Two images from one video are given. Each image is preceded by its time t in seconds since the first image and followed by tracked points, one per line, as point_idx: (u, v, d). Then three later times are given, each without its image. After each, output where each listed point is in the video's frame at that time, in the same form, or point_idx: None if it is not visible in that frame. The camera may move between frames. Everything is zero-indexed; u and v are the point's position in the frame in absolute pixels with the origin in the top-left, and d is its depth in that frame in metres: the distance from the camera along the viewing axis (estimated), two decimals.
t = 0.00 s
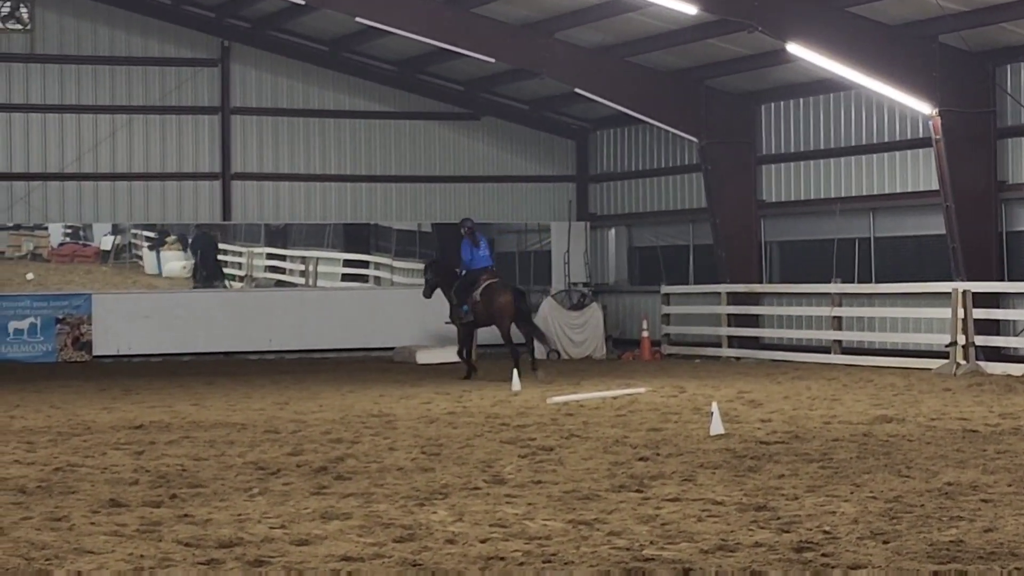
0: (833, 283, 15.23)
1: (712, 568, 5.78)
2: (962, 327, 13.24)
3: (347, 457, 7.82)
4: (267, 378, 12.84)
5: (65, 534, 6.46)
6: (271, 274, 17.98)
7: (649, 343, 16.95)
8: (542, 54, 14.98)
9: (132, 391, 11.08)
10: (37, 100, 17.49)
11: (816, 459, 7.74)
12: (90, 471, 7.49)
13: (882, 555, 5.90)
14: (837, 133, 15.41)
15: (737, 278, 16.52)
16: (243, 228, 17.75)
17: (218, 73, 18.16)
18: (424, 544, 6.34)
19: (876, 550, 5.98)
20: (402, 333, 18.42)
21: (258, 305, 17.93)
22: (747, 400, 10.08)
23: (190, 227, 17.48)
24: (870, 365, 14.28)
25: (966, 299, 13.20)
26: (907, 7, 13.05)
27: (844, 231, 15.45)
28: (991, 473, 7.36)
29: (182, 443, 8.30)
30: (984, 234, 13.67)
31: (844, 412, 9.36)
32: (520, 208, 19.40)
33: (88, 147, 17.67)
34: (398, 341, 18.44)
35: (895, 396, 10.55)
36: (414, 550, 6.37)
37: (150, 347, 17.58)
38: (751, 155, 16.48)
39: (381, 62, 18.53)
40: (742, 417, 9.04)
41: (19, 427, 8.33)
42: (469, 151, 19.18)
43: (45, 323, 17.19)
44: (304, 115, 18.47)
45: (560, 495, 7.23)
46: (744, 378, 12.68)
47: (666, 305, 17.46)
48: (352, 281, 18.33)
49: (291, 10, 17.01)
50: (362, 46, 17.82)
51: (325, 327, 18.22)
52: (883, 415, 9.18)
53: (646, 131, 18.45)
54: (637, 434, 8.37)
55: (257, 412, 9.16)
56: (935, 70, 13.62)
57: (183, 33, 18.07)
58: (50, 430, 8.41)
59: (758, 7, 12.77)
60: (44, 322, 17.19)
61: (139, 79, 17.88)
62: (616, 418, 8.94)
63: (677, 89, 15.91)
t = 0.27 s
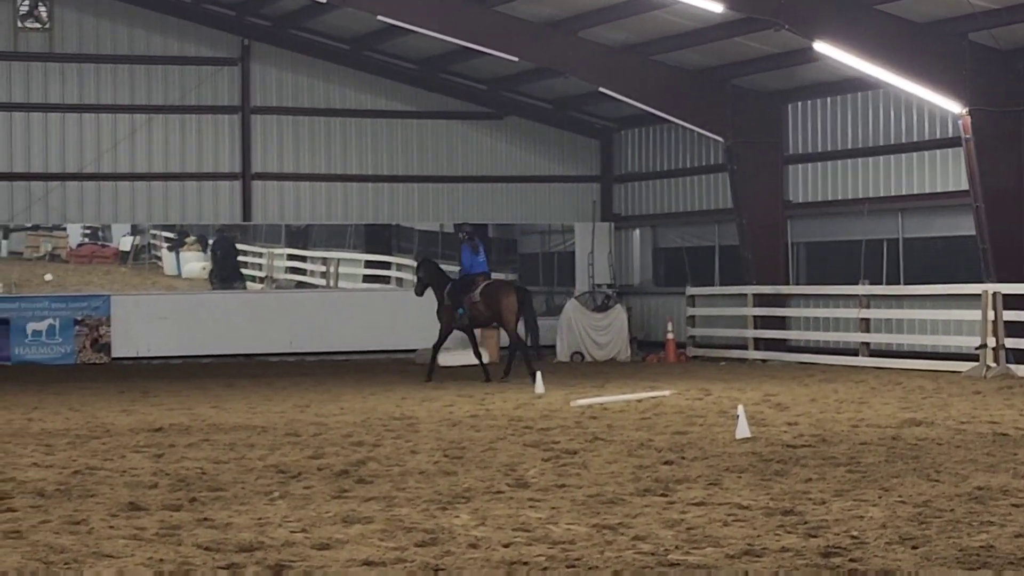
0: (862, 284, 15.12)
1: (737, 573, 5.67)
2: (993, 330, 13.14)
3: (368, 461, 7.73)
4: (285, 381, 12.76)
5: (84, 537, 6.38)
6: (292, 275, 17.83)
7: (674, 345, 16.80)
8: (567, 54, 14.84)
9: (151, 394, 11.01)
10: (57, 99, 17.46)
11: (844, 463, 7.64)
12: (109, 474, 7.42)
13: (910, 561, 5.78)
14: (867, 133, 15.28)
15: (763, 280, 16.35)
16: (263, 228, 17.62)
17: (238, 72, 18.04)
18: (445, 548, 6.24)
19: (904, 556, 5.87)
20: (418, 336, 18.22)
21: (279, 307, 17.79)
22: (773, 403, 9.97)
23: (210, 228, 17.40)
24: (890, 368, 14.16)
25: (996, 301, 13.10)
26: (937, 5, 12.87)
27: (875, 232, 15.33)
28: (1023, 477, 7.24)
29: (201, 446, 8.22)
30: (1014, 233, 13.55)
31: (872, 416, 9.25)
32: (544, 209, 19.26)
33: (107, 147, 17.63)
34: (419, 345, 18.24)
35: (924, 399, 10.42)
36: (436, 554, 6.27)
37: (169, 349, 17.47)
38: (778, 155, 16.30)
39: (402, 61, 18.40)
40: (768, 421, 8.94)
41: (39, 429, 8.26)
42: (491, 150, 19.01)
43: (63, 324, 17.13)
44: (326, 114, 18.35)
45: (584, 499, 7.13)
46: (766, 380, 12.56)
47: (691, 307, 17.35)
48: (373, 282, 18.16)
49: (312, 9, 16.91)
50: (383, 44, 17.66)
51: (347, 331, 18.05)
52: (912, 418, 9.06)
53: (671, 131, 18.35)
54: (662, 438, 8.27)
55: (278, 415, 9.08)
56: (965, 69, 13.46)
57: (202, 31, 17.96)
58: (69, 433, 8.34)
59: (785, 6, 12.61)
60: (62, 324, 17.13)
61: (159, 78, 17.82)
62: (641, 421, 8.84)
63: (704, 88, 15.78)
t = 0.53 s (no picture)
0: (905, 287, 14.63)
1: None
2: None
3: (393, 471, 7.45)
4: (303, 387, 12.47)
5: (97, 550, 6.11)
6: (313, 278, 17.30)
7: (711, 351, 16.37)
8: (595, 48, 14.44)
9: (168, 401, 10.73)
10: (70, 95, 16.99)
11: (888, 475, 7.33)
12: (124, 484, 7.14)
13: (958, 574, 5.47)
14: (916, 130, 14.69)
15: (803, 283, 15.84)
16: (284, 228, 17.07)
17: (258, 67, 17.52)
18: (472, 561, 5.95)
19: (951, 570, 5.55)
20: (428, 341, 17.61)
21: (297, 311, 17.23)
22: (813, 412, 9.65)
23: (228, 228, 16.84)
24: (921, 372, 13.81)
25: None
26: None
27: (918, 233, 14.78)
28: None
29: (220, 456, 7.95)
30: None
31: (916, 425, 8.93)
32: (574, 209, 18.69)
33: (122, 144, 17.16)
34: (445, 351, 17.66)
35: (969, 408, 10.08)
36: (463, 569, 5.98)
37: (187, 355, 16.94)
38: (819, 152, 15.76)
39: (425, 54, 17.82)
40: (808, 431, 8.64)
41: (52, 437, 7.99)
42: (520, 147, 18.47)
43: (76, 328, 16.61)
44: (349, 110, 17.83)
45: (617, 511, 6.83)
46: (797, 387, 12.23)
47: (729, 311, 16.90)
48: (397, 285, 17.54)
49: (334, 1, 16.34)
50: (408, 38, 17.09)
51: (372, 336, 17.48)
52: (959, 428, 8.76)
53: (708, 128, 17.75)
54: (698, 447, 7.98)
55: (299, 424, 8.80)
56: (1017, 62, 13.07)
57: (221, 25, 17.45)
58: (83, 442, 8.07)
59: None
60: (75, 328, 16.62)
61: (175, 73, 17.32)
62: (675, 430, 8.55)
63: (740, 83, 15.28)
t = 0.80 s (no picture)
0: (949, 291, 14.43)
1: None
2: None
3: (425, 479, 7.31)
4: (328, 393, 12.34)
5: (124, 559, 5.98)
6: (343, 282, 17.17)
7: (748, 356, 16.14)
8: (628, 47, 14.16)
9: (195, 407, 10.60)
10: (96, 95, 16.74)
11: (931, 484, 7.17)
12: (151, 492, 7.01)
13: None
14: (962, 130, 14.40)
15: (843, 287, 15.58)
16: (313, 232, 16.97)
17: (288, 66, 17.26)
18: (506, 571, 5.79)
19: None
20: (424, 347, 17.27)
21: (326, 316, 17.05)
22: (854, 420, 9.50)
23: (257, 231, 16.73)
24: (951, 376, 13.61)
25: None
26: None
27: (961, 237, 14.56)
28: None
29: (249, 463, 7.82)
30: None
31: (959, 433, 8.77)
32: (609, 212, 18.44)
33: (149, 145, 16.89)
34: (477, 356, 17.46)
35: (1012, 415, 9.89)
36: None
37: (216, 359, 16.76)
38: (860, 153, 15.47)
39: (455, 53, 17.56)
40: (848, 439, 8.49)
41: (79, 444, 7.87)
42: (554, 149, 18.23)
43: (102, 333, 16.43)
44: (380, 110, 17.58)
45: (654, 520, 6.68)
46: (828, 394, 12.05)
47: (768, 316, 16.67)
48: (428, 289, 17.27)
49: None
50: (439, 36, 16.82)
51: (406, 341, 17.26)
52: (1004, 436, 8.59)
53: (745, 129, 17.52)
54: (736, 456, 7.83)
55: (330, 430, 8.67)
56: None
57: (250, 23, 17.17)
58: (110, 448, 7.95)
59: None
60: (101, 333, 16.43)
61: (203, 72, 17.04)
62: (713, 438, 8.41)
63: (778, 84, 14.96)
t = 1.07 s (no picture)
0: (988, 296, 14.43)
1: None
2: None
3: (461, 482, 7.29)
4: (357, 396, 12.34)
5: (161, 563, 5.96)
6: (378, 284, 17.14)
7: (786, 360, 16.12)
8: (670, 50, 14.14)
9: (229, 410, 10.62)
10: (133, 98, 16.82)
11: (971, 489, 7.12)
12: (188, 495, 7.00)
13: None
14: (1004, 132, 14.32)
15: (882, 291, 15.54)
16: (349, 235, 16.96)
17: (324, 69, 17.27)
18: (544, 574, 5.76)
19: None
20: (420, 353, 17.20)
21: (360, 320, 17.10)
22: (892, 424, 9.46)
23: (293, 234, 16.74)
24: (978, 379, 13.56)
25: None
26: None
27: (1001, 240, 14.53)
28: None
29: (284, 466, 7.81)
30: None
31: (997, 438, 8.73)
32: (647, 219, 18.34)
33: (185, 148, 16.92)
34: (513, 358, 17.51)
35: None
36: None
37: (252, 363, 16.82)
38: (898, 156, 15.39)
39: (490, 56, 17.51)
40: (887, 443, 8.46)
41: (116, 446, 7.88)
42: (590, 152, 18.19)
43: (138, 336, 16.49)
44: (416, 113, 17.56)
45: (691, 525, 6.64)
46: (858, 398, 12.00)
47: (805, 319, 16.63)
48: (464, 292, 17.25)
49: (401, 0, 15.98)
50: (474, 39, 16.79)
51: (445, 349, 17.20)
52: None
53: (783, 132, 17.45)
54: (774, 460, 7.81)
55: (365, 434, 8.67)
56: None
57: (286, 26, 17.20)
58: (146, 451, 7.95)
59: None
60: (136, 336, 16.49)
61: (239, 75, 17.07)
62: (750, 442, 8.39)
63: (815, 86, 14.90)
